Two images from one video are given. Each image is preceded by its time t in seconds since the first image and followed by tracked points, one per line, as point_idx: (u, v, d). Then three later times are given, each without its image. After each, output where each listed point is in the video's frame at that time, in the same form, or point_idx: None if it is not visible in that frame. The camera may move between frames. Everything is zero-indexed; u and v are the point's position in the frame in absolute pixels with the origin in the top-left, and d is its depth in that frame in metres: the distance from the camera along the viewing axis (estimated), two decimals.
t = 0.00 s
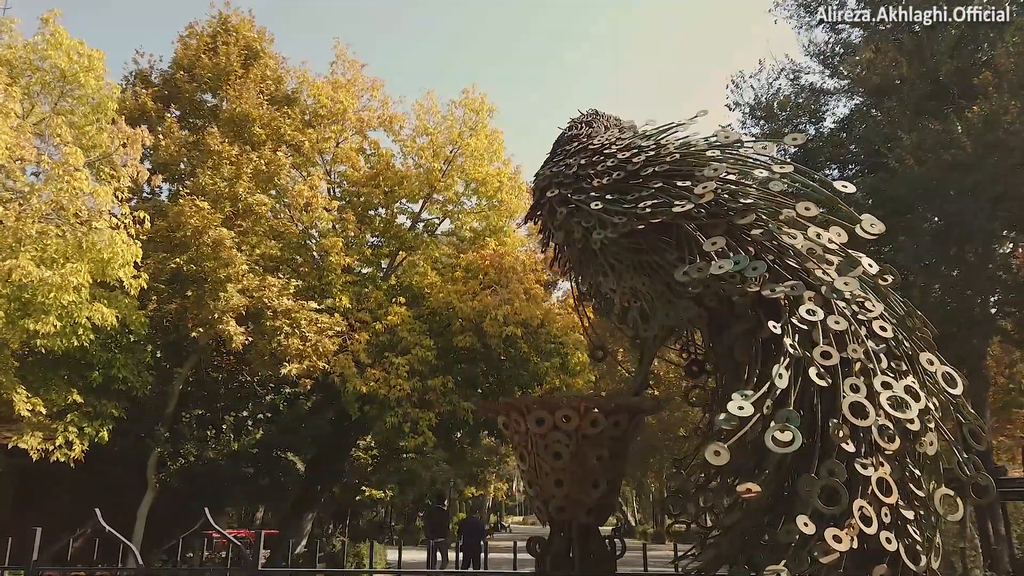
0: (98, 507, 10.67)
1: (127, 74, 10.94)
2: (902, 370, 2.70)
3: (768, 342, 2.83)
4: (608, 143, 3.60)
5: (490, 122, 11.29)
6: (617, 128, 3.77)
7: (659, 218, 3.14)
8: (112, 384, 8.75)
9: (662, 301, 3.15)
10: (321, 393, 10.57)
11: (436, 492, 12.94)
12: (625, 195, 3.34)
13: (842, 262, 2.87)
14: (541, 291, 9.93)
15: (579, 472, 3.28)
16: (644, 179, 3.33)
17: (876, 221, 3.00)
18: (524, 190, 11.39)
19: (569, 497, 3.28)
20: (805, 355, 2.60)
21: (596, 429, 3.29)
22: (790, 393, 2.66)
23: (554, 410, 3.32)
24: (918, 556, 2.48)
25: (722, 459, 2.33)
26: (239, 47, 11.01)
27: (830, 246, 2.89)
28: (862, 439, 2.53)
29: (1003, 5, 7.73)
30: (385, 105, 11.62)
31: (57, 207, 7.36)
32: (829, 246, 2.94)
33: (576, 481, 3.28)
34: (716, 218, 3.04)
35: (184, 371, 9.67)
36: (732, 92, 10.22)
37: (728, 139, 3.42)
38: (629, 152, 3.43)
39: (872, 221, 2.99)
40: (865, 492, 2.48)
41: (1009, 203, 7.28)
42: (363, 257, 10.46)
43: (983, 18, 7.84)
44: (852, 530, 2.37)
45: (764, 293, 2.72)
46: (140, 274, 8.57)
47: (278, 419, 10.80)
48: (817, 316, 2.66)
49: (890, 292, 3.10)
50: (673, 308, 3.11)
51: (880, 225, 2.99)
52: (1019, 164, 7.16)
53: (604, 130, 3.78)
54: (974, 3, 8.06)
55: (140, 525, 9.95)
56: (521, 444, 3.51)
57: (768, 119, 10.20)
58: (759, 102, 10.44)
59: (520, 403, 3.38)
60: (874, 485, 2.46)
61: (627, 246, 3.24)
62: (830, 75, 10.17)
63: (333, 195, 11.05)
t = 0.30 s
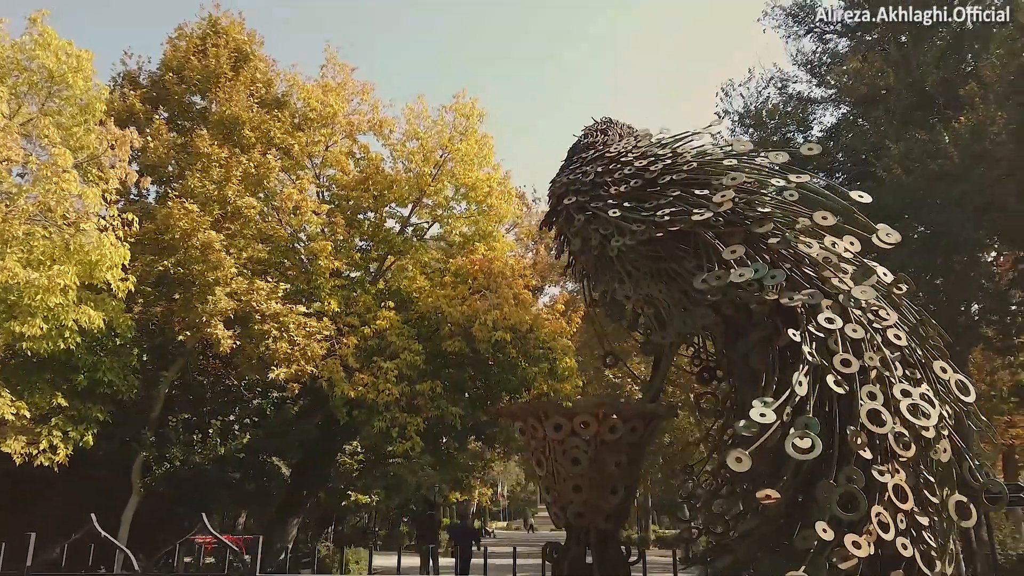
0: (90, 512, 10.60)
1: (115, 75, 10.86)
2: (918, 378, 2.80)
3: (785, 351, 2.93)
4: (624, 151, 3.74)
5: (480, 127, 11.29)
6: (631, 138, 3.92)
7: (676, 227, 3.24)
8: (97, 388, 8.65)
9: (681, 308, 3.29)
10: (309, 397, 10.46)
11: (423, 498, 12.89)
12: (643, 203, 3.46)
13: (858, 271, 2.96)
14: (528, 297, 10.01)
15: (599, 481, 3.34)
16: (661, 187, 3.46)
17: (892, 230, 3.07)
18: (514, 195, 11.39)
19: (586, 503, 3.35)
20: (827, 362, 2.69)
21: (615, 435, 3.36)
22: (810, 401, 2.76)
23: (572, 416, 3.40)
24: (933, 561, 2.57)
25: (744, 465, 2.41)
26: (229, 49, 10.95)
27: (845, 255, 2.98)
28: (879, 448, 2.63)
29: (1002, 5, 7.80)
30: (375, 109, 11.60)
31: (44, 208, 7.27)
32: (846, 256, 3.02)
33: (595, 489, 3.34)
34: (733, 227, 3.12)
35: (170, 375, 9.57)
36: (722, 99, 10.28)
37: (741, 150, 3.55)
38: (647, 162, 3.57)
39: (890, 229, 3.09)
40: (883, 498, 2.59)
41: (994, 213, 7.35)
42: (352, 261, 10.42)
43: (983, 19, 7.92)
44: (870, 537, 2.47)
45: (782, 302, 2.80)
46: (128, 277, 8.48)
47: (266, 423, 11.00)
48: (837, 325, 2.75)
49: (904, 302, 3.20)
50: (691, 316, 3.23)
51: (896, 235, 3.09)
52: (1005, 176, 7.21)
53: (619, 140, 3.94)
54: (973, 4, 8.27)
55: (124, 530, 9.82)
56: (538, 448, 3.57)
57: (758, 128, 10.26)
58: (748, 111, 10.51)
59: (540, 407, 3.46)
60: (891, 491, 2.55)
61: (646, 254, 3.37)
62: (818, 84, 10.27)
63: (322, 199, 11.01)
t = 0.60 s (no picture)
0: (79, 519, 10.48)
1: (96, 75, 10.73)
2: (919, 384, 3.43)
3: (794, 359, 3.51)
4: (635, 163, 4.27)
5: (465, 132, 11.29)
6: (639, 149, 4.45)
7: (688, 237, 3.76)
8: (76, 392, 8.53)
9: (690, 313, 3.77)
10: (289, 401, 10.28)
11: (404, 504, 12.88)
12: (654, 213, 3.98)
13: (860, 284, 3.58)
14: (511, 302, 10.03)
15: (610, 491, 3.86)
16: (671, 200, 3.99)
17: (900, 243, 3.71)
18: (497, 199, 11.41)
19: (597, 511, 3.85)
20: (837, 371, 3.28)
21: (626, 445, 3.88)
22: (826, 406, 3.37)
23: (585, 429, 3.90)
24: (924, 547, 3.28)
25: (757, 475, 2.97)
26: (212, 51, 10.85)
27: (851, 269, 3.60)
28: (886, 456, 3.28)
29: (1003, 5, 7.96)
30: (360, 112, 11.57)
31: (23, 209, 7.18)
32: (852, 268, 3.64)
33: (606, 497, 3.85)
34: (743, 239, 3.69)
35: (150, 379, 9.45)
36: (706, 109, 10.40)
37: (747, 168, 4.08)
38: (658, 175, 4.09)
39: (896, 244, 3.69)
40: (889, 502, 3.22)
41: (973, 224, 7.53)
42: (334, 264, 10.38)
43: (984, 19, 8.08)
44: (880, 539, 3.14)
45: (795, 312, 3.38)
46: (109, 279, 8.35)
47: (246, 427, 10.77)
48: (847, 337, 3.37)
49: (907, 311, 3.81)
50: (701, 325, 3.73)
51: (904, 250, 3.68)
52: (982, 188, 7.45)
53: (628, 150, 4.46)
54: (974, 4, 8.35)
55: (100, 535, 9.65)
56: (550, 459, 4.07)
57: (740, 136, 10.37)
58: (731, 120, 10.64)
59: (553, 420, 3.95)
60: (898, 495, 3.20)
61: (658, 265, 3.86)
62: (799, 94, 10.42)
63: (304, 202, 10.94)
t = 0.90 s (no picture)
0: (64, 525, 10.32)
1: (74, 73, 10.57)
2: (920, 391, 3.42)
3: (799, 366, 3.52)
4: (641, 171, 4.37)
5: (449, 136, 11.29)
6: (645, 158, 4.55)
7: (695, 244, 3.82)
8: (51, 395, 8.39)
9: (698, 320, 3.83)
10: (269, 405, 10.21)
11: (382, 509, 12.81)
12: (660, 221, 4.05)
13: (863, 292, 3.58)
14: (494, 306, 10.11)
15: (616, 495, 3.83)
16: (676, 207, 4.07)
17: (903, 253, 3.67)
18: (479, 204, 11.42)
19: (603, 515, 3.82)
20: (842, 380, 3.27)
21: (632, 449, 3.86)
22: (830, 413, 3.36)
23: (594, 432, 3.87)
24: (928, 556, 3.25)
25: (768, 480, 2.94)
26: (194, 51, 10.75)
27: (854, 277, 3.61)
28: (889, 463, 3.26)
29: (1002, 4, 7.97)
30: (342, 114, 11.53)
31: None
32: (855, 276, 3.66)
33: (611, 500, 3.82)
34: (749, 246, 3.74)
35: (127, 383, 9.31)
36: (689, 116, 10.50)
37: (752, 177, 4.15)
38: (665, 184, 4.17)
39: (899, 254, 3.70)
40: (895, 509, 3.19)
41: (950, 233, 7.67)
42: (316, 267, 10.34)
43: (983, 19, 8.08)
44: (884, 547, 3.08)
45: (801, 319, 3.41)
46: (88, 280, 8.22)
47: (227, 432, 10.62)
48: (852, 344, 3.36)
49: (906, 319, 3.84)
50: (708, 329, 3.79)
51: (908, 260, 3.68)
52: (962, 196, 7.58)
53: (634, 160, 4.57)
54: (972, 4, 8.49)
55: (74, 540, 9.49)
56: (556, 463, 4.03)
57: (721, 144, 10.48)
58: (712, 128, 10.74)
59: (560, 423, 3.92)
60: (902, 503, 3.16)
61: (664, 272, 3.92)
62: (779, 104, 10.56)
63: (286, 205, 10.88)
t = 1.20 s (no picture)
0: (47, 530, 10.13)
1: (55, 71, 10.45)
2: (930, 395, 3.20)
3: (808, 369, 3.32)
4: (649, 173, 4.24)
5: (435, 139, 11.25)
6: (655, 160, 4.43)
7: (703, 246, 3.68)
8: (29, 396, 8.25)
9: (708, 325, 3.71)
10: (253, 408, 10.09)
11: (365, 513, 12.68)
12: (667, 223, 3.93)
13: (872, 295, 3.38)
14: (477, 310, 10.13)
15: (625, 497, 3.70)
16: (684, 209, 3.94)
17: (910, 257, 3.58)
18: (464, 207, 11.40)
19: (611, 518, 3.70)
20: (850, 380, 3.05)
21: (642, 451, 3.73)
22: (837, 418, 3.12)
23: (604, 433, 3.74)
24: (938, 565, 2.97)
25: (780, 481, 2.69)
26: (177, 50, 10.66)
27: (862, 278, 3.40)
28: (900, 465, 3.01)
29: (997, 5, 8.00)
30: (327, 116, 11.46)
31: None
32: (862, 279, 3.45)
33: (621, 503, 3.69)
34: (758, 249, 3.57)
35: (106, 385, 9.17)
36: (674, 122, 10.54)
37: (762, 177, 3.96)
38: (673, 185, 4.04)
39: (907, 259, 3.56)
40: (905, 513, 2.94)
41: (932, 240, 7.75)
42: (299, 269, 10.26)
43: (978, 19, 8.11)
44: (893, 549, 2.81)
45: (809, 321, 3.18)
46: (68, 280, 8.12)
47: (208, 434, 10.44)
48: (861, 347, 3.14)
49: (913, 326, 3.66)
50: (716, 333, 3.67)
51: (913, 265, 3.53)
52: (945, 203, 7.65)
53: (642, 162, 4.44)
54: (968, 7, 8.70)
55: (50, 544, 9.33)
56: (565, 464, 3.90)
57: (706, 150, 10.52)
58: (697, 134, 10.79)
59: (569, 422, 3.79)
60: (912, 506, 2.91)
61: (673, 275, 3.82)
62: (763, 110, 10.63)
63: (269, 206, 10.79)
